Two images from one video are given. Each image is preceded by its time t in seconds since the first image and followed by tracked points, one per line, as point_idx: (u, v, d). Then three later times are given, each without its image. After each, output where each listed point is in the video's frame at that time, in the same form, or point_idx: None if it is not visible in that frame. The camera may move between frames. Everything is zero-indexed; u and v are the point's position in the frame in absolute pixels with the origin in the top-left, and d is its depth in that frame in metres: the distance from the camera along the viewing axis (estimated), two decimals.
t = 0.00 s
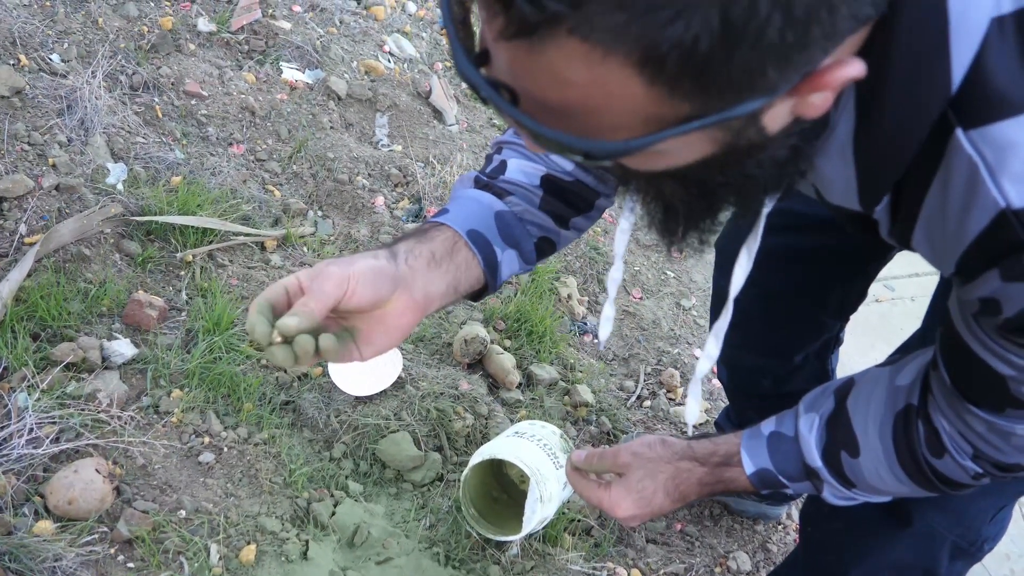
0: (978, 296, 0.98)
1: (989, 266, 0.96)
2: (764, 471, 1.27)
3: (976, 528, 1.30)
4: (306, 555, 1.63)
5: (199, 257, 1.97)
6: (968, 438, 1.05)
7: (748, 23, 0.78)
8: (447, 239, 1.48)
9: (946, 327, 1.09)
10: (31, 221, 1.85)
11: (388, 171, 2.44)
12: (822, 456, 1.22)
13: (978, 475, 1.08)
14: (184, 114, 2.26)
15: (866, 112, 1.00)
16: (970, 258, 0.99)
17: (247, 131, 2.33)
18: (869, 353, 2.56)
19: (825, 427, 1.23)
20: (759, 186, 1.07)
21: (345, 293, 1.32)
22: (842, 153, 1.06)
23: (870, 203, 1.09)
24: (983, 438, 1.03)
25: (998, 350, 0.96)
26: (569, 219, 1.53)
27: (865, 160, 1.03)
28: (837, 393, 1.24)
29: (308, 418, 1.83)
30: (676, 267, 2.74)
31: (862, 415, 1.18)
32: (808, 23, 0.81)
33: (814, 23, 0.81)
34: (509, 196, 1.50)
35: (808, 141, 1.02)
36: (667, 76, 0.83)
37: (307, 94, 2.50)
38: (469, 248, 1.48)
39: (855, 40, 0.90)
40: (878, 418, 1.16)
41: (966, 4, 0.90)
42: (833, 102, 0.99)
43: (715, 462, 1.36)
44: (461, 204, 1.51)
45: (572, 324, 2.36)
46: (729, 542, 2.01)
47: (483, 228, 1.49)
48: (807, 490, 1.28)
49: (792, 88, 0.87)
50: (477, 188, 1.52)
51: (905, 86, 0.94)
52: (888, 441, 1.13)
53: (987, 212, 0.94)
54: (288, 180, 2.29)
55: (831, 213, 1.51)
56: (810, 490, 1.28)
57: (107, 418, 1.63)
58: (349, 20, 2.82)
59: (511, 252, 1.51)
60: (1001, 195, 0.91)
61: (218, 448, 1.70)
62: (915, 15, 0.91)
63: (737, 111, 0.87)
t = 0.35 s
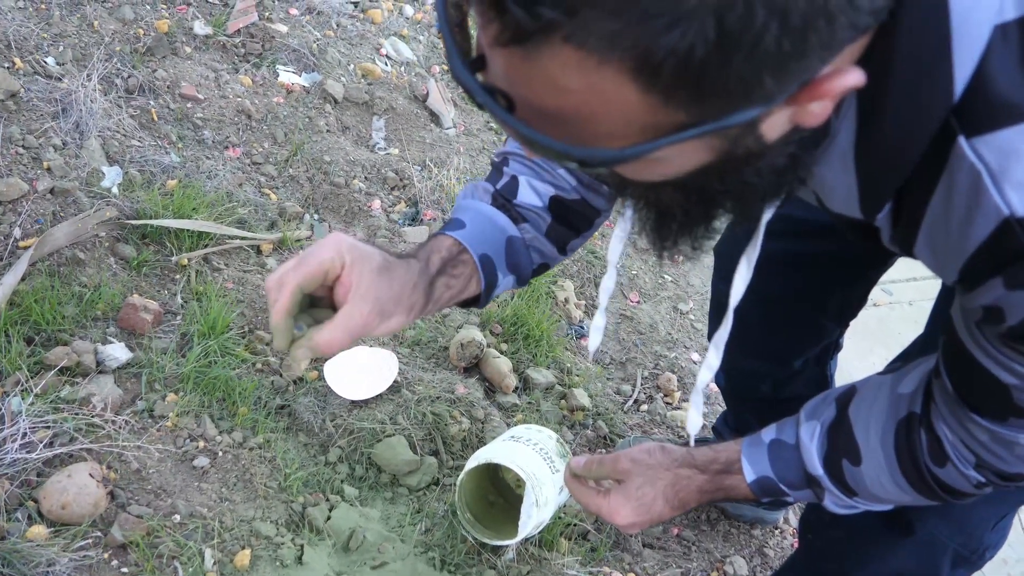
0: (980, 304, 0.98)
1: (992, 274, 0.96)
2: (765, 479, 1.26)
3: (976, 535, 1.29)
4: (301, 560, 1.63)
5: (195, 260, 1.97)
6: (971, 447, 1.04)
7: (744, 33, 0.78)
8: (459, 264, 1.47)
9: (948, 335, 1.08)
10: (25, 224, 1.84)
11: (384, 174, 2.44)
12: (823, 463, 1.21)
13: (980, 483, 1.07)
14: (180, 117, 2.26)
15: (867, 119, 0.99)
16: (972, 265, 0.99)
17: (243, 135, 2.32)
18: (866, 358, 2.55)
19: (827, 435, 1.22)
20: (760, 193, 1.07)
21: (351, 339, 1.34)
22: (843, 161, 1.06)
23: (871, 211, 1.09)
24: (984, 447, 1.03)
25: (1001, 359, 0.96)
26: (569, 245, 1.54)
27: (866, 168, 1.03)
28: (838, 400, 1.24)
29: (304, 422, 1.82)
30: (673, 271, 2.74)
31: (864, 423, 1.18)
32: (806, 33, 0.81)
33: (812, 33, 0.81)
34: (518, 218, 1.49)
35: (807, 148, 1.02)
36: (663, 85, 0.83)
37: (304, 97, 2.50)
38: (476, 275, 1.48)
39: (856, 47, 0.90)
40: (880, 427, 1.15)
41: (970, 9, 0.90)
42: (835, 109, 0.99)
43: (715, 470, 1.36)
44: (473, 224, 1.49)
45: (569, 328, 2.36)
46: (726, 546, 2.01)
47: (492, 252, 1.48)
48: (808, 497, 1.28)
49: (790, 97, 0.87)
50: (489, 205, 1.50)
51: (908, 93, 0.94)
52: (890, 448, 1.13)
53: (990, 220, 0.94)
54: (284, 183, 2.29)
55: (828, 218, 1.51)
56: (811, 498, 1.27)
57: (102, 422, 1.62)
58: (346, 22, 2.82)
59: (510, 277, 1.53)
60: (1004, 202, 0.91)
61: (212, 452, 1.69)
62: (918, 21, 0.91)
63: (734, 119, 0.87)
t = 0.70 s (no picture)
0: (983, 311, 0.98)
1: (994, 282, 0.96)
2: (767, 483, 1.26)
3: (976, 536, 1.30)
4: (301, 563, 1.63)
5: (192, 263, 1.97)
6: (973, 451, 1.05)
7: (751, 55, 0.79)
8: (449, 263, 1.48)
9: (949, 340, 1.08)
10: (23, 229, 1.84)
11: (382, 177, 2.44)
12: (825, 467, 1.21)
13: (983, 486, 1.08)
14: (177, 120, 2.25)
15: (868, 131, 0.99)
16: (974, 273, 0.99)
17: (241, 137, 2.32)
18: (865, 358, 2.55)
19: (828, 439, 1.22)
20: (761, 204, 1.07)
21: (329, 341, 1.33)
22: (845, 172, 1.05)
23: (873, 221, 1.09)
24: (987, 451, 1.03)
25: (1005, 364, 0.97)
26: (569, 245, 1.54)
27: (867, 179, 1.03)
28: (840, 404, 1.24)
29: (303, 425, 1.82)
30: (672, 272, 2.74)
31: (866, 426, 1.18)
32: (810, 53, 0.81)
33: (816, 53, 0.82)
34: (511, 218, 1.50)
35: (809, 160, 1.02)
36: (668, 106, 0.83)
37: (301, 100, 2.49)
38: (471, 273, 1.49)
39: (858, 64, 0.90)
40: (882, 431, 1.15)
41: (972, 21, 0.89)
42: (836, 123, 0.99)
43: (717, 473, 1.36)
44: (464, 226, 1.50)
45: (568, 330, 2.36)
46: (725, 547, 2.01)
47: (486, 252, 1.49)
48: (810, 500, 1.28)
49: (794, 115, 0.88)
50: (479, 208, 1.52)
51: (909, 107, 0.94)
52: (893, 452, 1.13)
53: (992, 230, 0.94)
54: (282, 186, 2.29)
55: (828, 221, 1.51)
56: (813, 501, 1.27)
57: (100, 427, 1.62)
58: (343, 24, 2.82)
59: (510, 276, 1.52)
60: (1006, 212, 0.91)
61: (211, 456, 1.69)
62: (919, 34, 0.90)
63: (738, 138, 0.88)
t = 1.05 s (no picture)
0: (977, 306, 0.98)
1: (988, 276, 0.96)
2: (765, 481, 1.27)
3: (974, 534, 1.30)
4: (300, 566, 1.62)
5: (190, 268, 1.97)
6: (969, 447, 1.04)
7: (737, 52, 0.78)
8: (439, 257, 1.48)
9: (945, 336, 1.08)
10: (19, 234, 1.83)
11: (379, 180, 2.44)
12: (823, 465, 1.21)
13: (980, 483, 1.07)
14: (174, 124, 2.25)
15: (861, 126, 1.00)
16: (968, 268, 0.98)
17: (238, 142, 2.32)
18: (862, 358, 2.55)
19: (826, 437, 1.22)
20: (754, 201, 1.07)
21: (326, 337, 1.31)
22: (839, 169, 1.05)
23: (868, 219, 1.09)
24: (983, 447, 1.03)
25: (1000, 359, 0.96)
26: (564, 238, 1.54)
27: (861, 177, 1.03)
28: (837, 402, 1.24)
29: (301, 429, 1.82)
30: (670, 273, 2.74)
31: (863, 423, 1.18)
32: (798, 51, 0.81)
33: (804, 50, 0.81)
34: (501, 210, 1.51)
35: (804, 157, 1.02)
36: (658, 104, 0.83)
37: (298, 104, 2.49)
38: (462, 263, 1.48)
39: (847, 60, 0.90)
40: (879, 428, 1.15)
41: (961, 18, 0.91)
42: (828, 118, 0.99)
43: (714, 473, 1.35)
44: (454, 223, 1.53)
45: (566, 332, 2.36)
46: (725, 548, 2.01)
47: (476, 243, 1.50)
48: (808, 499, 1.28)
49: (784, 111, 0.87)
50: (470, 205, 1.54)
51: (901, 101, 0.94)
52: (889, 449, 1.13)
53: (985, 225, 0.93)
54: (279, 190, 2.28)
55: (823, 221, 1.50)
56: (811, 499, 1.27)
57: (98, 432, 1.62)
58: (339, 29, 2.82)
59: (507, 270, 1.51)
60: (998, 206, 0.91)
61: (210, 460, 1.69)
62: (908, 31, 0.91)
63: (729, 134, 0.88)
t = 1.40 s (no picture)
0: (969, 295, 0.98)
1: (980, 265, 0.96)
2: (762, 484, 1.28)
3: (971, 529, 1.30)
4: (301, 567, 1.63)
5: (188, 271, 1.97)
6: (965, 440, 1.04)
7: (728, 42, 0.79)
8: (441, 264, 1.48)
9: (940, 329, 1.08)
10: (17, 238, 1.83)
11: (377, 183, 2.44)
12: (820, 467, 1.22)
13: (978, 477, 1.07)
14: (170, 128, 2.25)
15: (850, 120, 1.00)
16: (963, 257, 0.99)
17: (235, 145, 2.32)
18: (860, 356, 2.56)
19: (822, 438, 1.23)
20: (746, 192, 1.07)
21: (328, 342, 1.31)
22: (830, 162, 1.05)
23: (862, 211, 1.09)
24: (979, 440, 1.03)
25: (992, 349, 0.96)
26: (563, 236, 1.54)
27: (854, 169, 1.03)
28: (834, 402, 1.24)
29: (301, 430, 1.82)
30: (668, 273, 2.74)
31: (860, 423, 1.18)
32: (789, 41, 0.81)
33: (795, 41, 0.82)
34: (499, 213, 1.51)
35: (794, 151, 1.02)
36: (647, 94, 0.83)
37: (295, 107, 2.49)
38: (462, 267, 1.49)
39: (839, 51, 0.90)
40: (875, 427, 1.15)
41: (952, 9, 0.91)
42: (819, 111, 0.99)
43: (711, 480, 1.37)
44: (453, 226, 1.53)
45: (565, 333, 2.36)
46: (725, 548, 2.01)
47: (476, 246, 1.50)
48: (808, 499, 1.28)
49: (773, 103, 0.87)
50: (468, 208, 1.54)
51: (891, 93, 0.94)
52: (886, 446, 1.13)
53: (978, 214, 0.94)
54: (277, 193, 2.29)
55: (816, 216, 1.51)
56: (811, 499, 1.28)
57: (98, 434, 1.62)
58: (336, 31, 2.82)
59: (507, 270, 1.52)
60: (990, 195, 0.91)
61: (210, 462, 1.69)
62: (900, 23, 0.92)
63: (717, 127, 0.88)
